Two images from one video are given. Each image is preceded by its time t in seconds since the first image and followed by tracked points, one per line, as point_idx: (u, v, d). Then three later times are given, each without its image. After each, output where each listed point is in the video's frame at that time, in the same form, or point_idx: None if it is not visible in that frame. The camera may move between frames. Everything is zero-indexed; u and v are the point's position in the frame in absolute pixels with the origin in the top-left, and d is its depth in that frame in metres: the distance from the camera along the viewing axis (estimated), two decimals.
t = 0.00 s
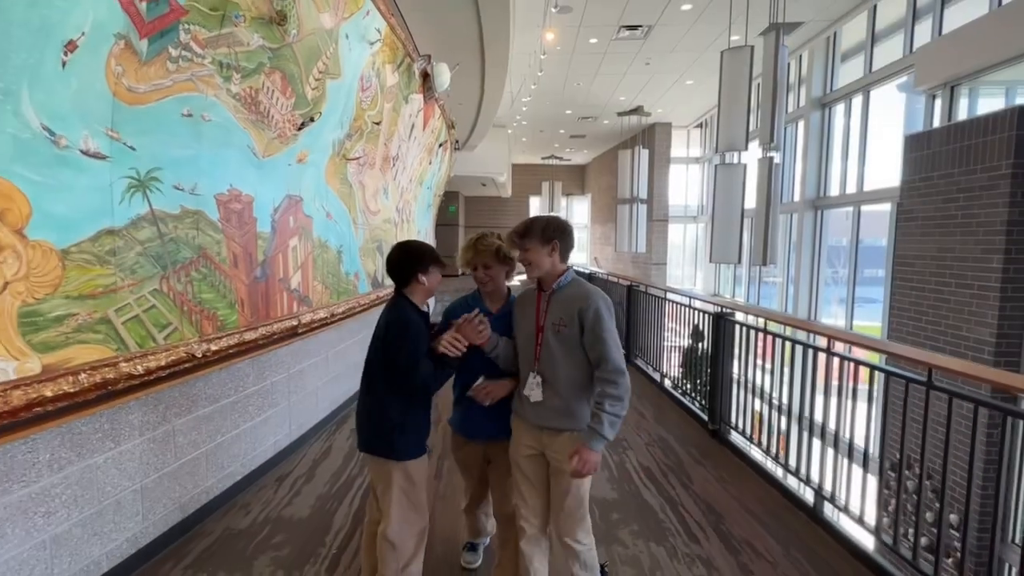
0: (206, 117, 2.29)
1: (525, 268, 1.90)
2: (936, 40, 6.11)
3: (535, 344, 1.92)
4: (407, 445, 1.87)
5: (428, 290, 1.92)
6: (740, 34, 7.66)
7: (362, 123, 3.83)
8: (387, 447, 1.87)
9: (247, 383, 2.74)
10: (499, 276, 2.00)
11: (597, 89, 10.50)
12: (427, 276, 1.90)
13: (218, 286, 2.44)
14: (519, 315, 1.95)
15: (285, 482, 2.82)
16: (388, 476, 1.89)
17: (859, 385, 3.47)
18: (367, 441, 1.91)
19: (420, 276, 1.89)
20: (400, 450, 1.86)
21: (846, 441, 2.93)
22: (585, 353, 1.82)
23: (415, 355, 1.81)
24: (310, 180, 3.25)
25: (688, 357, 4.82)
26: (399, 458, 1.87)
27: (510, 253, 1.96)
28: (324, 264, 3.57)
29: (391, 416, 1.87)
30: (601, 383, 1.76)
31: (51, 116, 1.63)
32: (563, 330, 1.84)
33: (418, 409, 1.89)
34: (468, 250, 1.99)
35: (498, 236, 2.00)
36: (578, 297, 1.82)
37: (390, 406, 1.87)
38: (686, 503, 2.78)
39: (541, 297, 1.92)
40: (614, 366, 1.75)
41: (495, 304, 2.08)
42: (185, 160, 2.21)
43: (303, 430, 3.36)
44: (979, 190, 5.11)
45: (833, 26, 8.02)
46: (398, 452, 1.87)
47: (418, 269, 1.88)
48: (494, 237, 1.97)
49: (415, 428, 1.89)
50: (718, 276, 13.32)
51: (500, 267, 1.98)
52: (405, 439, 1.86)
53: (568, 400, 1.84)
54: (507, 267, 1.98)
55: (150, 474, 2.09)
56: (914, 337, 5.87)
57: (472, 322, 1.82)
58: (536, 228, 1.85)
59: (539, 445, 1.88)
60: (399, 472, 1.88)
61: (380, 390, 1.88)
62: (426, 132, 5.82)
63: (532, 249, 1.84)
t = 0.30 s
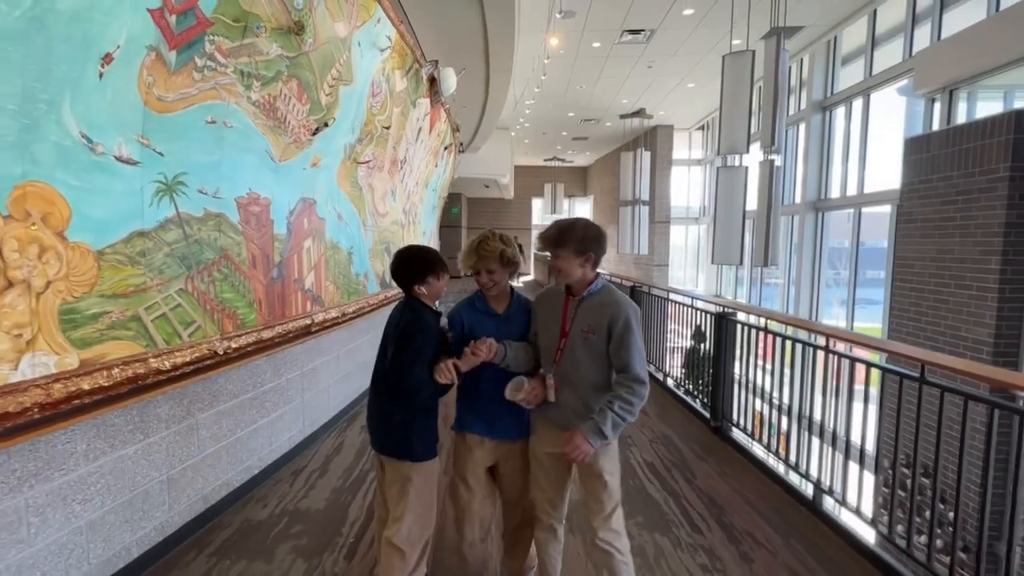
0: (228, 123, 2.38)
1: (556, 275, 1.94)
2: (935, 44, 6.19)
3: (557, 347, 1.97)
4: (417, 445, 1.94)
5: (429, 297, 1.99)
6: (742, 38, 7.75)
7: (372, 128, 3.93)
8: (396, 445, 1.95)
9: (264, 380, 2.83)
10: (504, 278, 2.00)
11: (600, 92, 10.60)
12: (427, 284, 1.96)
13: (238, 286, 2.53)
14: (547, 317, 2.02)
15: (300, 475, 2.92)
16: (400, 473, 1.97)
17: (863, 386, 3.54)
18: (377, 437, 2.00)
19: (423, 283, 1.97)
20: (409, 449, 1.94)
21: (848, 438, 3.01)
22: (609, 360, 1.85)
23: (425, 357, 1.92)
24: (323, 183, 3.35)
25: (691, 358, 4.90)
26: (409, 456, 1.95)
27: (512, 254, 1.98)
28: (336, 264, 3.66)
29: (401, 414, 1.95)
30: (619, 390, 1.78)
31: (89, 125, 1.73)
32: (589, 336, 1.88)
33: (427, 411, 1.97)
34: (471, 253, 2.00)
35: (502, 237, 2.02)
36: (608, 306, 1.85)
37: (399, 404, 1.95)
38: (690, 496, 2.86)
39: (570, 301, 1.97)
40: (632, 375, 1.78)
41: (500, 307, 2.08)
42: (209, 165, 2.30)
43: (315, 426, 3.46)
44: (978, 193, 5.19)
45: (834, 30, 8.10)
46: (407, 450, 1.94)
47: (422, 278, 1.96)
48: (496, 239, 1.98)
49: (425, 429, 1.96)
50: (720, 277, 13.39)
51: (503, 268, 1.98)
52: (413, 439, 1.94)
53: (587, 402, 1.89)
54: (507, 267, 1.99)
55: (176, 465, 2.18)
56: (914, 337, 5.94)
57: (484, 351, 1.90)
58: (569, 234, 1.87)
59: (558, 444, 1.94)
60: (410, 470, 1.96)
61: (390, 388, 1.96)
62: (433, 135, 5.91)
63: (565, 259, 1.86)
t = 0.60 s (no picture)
0: (244, 128, 2.46)
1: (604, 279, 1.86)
2: (933, 48, 6.27)
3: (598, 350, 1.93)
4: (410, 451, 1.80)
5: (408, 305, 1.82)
6: (742, 42, 7.83)
7: (379, 131, 4.01)
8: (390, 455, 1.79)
9: (276, 377, 2.91)
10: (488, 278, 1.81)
11: (602, 94, 10.69)
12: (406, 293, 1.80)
13: (252, 285, 2.62)
14: (587, 318, 1.98)
15: (311, 470, 2.99)
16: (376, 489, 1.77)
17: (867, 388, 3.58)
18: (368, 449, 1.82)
19: (400, 291, 1.80)
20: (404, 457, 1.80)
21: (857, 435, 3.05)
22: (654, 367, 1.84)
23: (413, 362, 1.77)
24: (332, 185, 3.43)
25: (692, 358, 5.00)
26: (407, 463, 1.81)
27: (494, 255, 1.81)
28: (344, 265, 3.74)
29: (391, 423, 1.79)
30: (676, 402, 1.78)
31: (117, 131, 1.82)
32: (633, 342, 1.84)
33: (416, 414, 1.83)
34: (453, 259, 1.80)
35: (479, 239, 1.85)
36: (655, 314, 1.80)
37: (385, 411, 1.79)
38: (691, 491, 2.93)
39: (613, 305, 1.91)
40: (688, 384, 1.76)
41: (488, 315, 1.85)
42: (226, 169, 2.39)
43: (324, 423, 3.53)
44: (975, 194, 5.25)
45: (833, 34, 8.18)
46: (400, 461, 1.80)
47: (399, 285, 1.79)
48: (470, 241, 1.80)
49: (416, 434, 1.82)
50: (721, 278, 13.46)
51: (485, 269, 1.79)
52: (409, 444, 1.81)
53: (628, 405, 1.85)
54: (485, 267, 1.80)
55: (195, 458, 2.27)
56: (913, 337, 6.01)
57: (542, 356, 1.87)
58: (620, 239, 1.78)
59: (593, 442, 1.94)
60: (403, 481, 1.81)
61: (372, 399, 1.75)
62: (437, 138, 5.99)
63: (616, 265, 1.78)
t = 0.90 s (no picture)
0: (253, 132, 2.54)
1: (608, 274, 1.92)
2: (930, 51, 6.34)
3: (609, 347, 1.97)
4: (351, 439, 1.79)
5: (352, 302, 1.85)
6: (741, 45, 7.90)
7: (383, 134, 4.08)
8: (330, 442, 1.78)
9: (282, 374, 2.99)
10: (488, 276, 1.65)
11: (602, 97, 10.76)
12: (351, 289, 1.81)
13: (260, 285, 2.69)
14: (591, 317, 2.01)
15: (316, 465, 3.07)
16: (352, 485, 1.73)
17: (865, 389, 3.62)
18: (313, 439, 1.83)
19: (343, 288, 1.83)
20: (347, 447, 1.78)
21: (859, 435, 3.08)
22: (664, 357, 1.92)
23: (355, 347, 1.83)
24: (336, 187, 3.50)
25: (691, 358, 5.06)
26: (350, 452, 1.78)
27: (495, 254, 1.65)
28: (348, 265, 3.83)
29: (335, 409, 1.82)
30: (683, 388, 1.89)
31: (133, 136, 1.90)
32: (642, 334, 1.90)
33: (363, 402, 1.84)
34: (454, 256, 1.65)
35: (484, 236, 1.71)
36: (660, 304, 1.89)
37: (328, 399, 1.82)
38: (686, 485, 3.00)
39: (616, 300, 1.97)
40: (697, 370, 1.87)
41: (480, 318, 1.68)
42: (236, 171, 2.47)
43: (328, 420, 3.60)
44: (971, 196, 5.32)
45: (832, 36, 8.25)
46: (341, 445, 1.78)
47: (343, 281, 1.82)
48: (472, 237, 1.67)
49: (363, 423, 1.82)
50: (721, 279, 13.51)
51: (485, 266, 1.64)
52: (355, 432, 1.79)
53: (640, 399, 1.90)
54: (484, 266, 1.64)
55: (205, 451, 2.34)
56: (909, 337, 6.06)
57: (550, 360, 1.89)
58: (623, 232, 1.86)
59: (610, 441, 1.97)
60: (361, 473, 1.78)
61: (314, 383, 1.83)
62: (439, 140, 6.07)
63: (625, 256, 1.86)
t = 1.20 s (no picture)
0: (261, 135, 2.62)
1: (604, 273, 2.00)
2: (925, 53, 6.41)
3: (609, 346, 2.04)
4: (345, 440, 1.77)
5: (319, 297, 1.74)
6: (739, 47, 7.98)
7: (385, 136, 4.17)
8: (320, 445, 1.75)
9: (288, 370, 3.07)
10: (512, 284, 1.31)
11: (602, 98, 10.83)
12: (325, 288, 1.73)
13: (268, 282, 2.78)
14: (592, 317, 2.08)
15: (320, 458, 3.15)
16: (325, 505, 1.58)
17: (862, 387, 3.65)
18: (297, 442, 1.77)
19: (309, 283, 1.73)
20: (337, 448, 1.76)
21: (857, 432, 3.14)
22: (661, 352, 2.00)
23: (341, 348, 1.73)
24: (340, 188, 3.59)
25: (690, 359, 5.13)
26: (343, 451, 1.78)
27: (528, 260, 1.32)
28: (352, 264, 3.92)
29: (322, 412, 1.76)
30: (674, 380, 1.98)
31: (148, 139, 1.99)
32: (640, 330, 1.98)
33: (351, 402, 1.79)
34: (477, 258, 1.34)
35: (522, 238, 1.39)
36: (658, 297, 1.97)
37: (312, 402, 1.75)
38: (681, 477, 3.09)
39: (613, 299, 2.05)
40: (690, 360, 1.96)
41: (496, 331, 1.34)
42: (245, 173, 2.56)
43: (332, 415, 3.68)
44: (965, 196, 5.39)
45: (829, 38, 8.33)
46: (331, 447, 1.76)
47: (310, 278, 1.73)
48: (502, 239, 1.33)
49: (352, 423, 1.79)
50: (720, 279, 13.58)
51: (511, 272, 1.31)
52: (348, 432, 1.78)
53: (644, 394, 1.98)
54: (511, 272, 1.31)
55: (215, 442, 2.43)
56: (905, 337, 6.13)
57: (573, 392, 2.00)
58: (614, 229, 1.94)
59: (615, 438, 2.04)
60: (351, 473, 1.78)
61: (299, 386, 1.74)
62: (440, 141, 6.15)
63: (617, 252, 1.94)
